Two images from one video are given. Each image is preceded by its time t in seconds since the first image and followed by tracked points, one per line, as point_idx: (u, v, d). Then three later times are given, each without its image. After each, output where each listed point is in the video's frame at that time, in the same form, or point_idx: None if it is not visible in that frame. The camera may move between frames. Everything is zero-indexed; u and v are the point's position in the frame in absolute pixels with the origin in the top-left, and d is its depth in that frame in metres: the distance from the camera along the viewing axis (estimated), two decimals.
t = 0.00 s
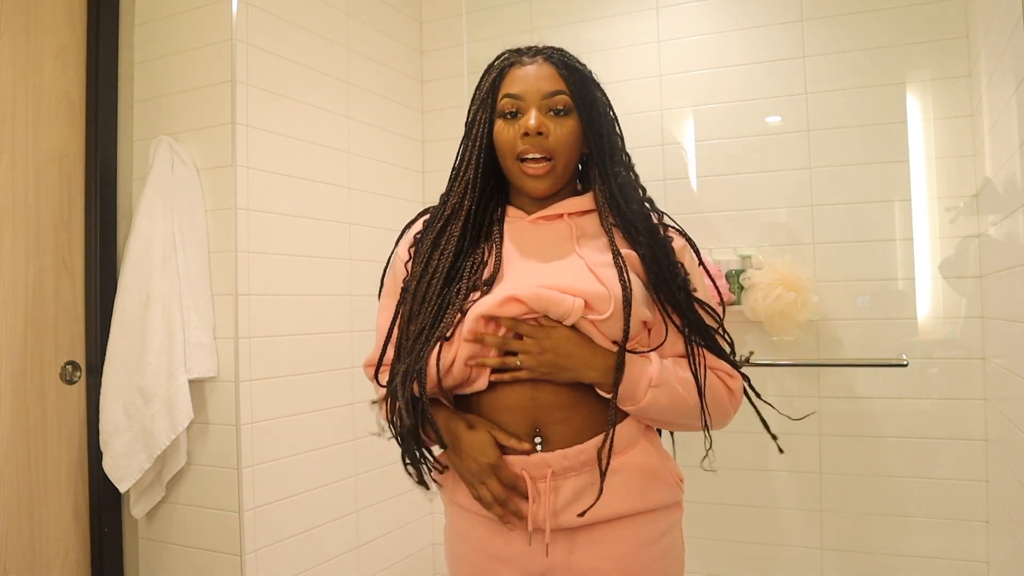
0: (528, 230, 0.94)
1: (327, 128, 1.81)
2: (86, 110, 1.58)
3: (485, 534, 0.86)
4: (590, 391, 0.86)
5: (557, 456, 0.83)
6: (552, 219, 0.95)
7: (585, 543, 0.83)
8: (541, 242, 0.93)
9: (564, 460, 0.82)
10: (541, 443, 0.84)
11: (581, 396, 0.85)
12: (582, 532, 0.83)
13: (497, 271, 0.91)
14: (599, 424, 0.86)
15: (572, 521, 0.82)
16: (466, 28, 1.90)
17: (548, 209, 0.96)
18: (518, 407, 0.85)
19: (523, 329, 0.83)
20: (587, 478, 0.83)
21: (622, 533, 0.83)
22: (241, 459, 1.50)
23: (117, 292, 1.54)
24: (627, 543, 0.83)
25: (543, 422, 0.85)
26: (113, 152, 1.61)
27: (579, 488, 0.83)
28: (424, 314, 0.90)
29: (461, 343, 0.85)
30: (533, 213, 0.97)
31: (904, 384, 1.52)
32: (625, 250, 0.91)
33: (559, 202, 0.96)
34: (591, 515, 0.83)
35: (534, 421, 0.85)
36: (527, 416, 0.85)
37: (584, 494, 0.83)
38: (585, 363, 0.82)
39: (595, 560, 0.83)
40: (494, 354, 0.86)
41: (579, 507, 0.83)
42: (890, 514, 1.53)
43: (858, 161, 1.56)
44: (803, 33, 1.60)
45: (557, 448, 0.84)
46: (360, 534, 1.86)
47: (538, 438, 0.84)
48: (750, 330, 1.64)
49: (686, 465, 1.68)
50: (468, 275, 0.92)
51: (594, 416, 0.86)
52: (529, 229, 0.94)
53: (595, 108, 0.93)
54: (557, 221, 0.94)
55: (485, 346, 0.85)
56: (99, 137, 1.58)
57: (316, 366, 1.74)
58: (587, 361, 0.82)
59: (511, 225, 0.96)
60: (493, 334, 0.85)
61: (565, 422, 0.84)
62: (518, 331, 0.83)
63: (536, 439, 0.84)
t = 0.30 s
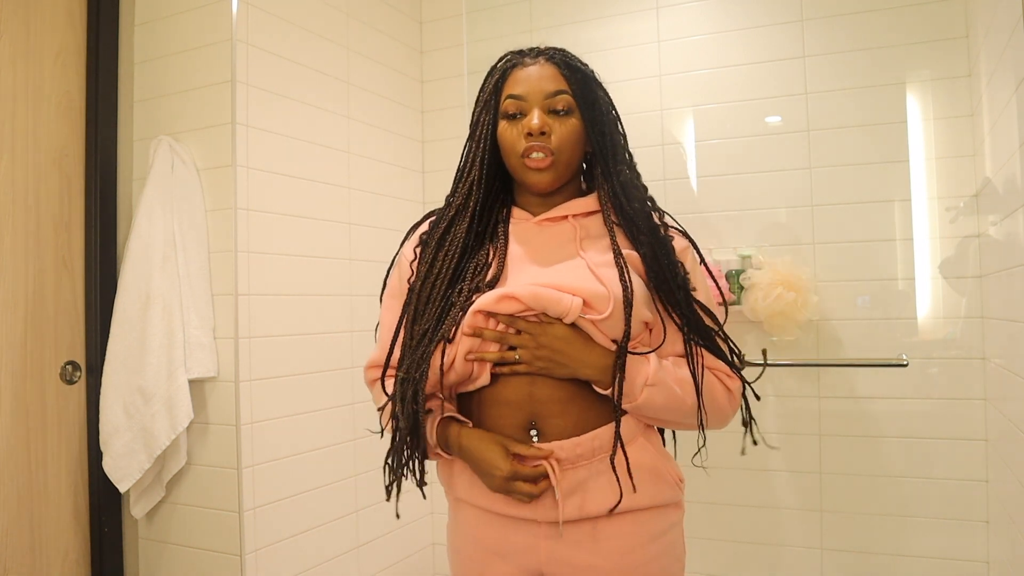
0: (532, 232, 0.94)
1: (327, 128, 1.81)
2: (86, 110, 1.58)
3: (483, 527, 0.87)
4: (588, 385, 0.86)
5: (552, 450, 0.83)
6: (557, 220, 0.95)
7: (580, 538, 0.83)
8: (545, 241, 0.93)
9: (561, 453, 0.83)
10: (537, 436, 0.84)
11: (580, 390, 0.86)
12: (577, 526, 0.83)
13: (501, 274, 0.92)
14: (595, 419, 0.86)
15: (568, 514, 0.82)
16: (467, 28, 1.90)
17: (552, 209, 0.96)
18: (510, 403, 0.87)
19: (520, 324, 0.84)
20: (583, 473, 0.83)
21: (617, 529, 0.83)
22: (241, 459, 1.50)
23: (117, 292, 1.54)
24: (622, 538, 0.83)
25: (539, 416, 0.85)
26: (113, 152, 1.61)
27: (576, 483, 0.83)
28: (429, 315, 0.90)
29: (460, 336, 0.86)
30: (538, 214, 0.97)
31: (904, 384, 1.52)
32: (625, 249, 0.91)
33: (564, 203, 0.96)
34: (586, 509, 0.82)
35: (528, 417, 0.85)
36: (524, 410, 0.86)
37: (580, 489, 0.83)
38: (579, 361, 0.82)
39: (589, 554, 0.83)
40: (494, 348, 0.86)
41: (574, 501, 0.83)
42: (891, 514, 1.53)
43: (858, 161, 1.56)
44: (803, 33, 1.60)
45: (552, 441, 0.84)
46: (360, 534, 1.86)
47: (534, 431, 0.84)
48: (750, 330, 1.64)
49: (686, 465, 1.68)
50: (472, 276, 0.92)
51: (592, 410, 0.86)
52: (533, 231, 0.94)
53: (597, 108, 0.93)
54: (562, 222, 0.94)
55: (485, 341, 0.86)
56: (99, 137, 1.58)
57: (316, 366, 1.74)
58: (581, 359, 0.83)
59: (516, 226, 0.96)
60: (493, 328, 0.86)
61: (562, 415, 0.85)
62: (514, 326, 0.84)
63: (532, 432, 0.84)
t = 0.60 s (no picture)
0: (537, 233, 0.95)
1: (327, 128, 1.81)
2: (86, 110, 1.58)
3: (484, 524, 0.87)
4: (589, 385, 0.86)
5: (550, 448, 0.83)
6: (561, 221, 0.95)
7: (579, 535, 0.83)
8: (549, 243, 0.93)
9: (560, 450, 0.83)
10: (535, 433, 0.84)
11: (581, 390, 0.86)
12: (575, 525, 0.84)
13: (503, 274, 0.91)
14: (595, 416, 0.86)
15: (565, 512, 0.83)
16: (467, 28, 1.90)
17: (557, 210, 0.96)
18: (509, 401, 0.87)
19: (518, 328, 0.84)
20: (582, 472, 0.83)
21: (615, 528, 0.83)
22: (241, 459, 1.50)
23: (117, 292, 1.54)
24: (620, 538, 0.83)
25: (537, 414, 0.85)
26: (113, 152, 1.61)
27: (573, 481, 0.83)
28: (432, 317, 0.90)
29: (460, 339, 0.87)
30: (543, 216, 0.98)
31: (904, 384, 1.52)
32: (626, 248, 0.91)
33: (568, 204, 0.96)
34: (583, 508, 0.83)
35: (527, 415, 0.85)
36: (522, 406, 0.86)
37: (578, 487, 0.83)
38: (577, 362, 0.83)
39: (587, 553, 0.83)
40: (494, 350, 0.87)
41: (571, 499, 0.83)
42: (891, 513, 1.53)
43: (858, 161, 1.56)
44: (803, 33, 1.60)
45: (551, 438, 0.84)
46: (360, 534, 1.86)
47: (532, 429, 0.84)
48: (750, 330, 1.64)
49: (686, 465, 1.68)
50: (476, 277, 0.92)
51: (592, 408, 0.86)
52: (538, 232, 0.95)
53: (598, 107, 0.93)
54: (567, 223, 0.94)
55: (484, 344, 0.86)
56: (99, 137, 1.58)
57: (315, 366, 1.74)
58: (578, 360, 0.83)
59: (521, 227, 0.97)
60: (492, 331, 0.86)
61: (562, 413, 0.85)
62: (512, 330, 0.85)
63: (530, 429, 0.85)
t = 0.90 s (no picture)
0: (540, 232, 0.95)
1: (327, 127, 1.81)
2: (86, 110, 1.57)
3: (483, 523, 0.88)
4: (587, 384, 0.86)
5: (540, 452, 0.83)
6: (564, 220, 0.95)
7: (572, 536, 0.84)
8: (550, 242, 0.93)
9: (553, 452, 0.83)
10: (526, 434, 0.84)
11: (578, 388, 0.85)
12: (568, 527, 0.84)
13: (504, 272, 0.91)
14: (593, 417, 0.86)
15: (555, 513, 0.83)
16: (467, 28, 1.90)
17: (559, 209, 0.96)
18: (509, 399, 0.87)
19: (514, 327, 0.84)
20: (573, 474, 0.83)
21: (613, 529, 0.83)
22: (241, 459, 1.50)
23: (117, 292, 1.54)
24: (612, 541, 0.83)
25: (530, 414, 0.85)
26: (113, 152, 1.61)
27: (564, 483, 0.83)
28: (434, 315, 0.91)
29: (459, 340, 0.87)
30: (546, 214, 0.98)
31: (904, 384, 1.52)
32: (626, 245, 0.91)
33: (571, 203, 0.96)
34: (574, 510, 0.83)
35: (524, 415, 0.85)
36: (514, 408, 0.86)
37: (569, 489, 0.83)
38: (573, 360, 0.82)
39: (581, 554, 0.83)
40: (493, 351, 0.88)
41: (562, 501, 0.83)
42: (891, 513, 1.53)
43: (858, 162, 1.56)
44: (803, 33, 1.60)
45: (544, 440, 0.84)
46: (360, 534, 1.86)
47: (524, 429, 0.85)
48: (750, 330, 1.64)
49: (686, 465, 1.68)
50: (479, 275, 0.92)
51: (587, 410, 0.85)
52: (542, 231, 0.95)
53: (599, 105, 0.93)
54: (570, 222, 0.94)
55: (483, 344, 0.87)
56: (99, 137, 1.58)
57: (315, 366, 1.74)
58: (574, 358, 0.83)
59: (525, 226, 0.97)
60: (490, 331, 0.87)
61: (557, 414, 0.84)
62: (508, 330, 0.85)
63: (521, 430, 0.85)
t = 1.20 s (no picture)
0: (546, 231, 0.95)
1: (327, 127, 1.81)
2: (86, 110, 1.58)
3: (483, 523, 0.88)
4: (590, 380, 0.86)
5: (528, 459, 0.83)
6: (570, 219, 0.95)
7: (564, 540, 0.83)
8: (554, 239, 0.93)
9: (544, 458, 0.82)
10: (517, 437, 0.85)
11: (582, 383, 0.86)
12: (561, 530, 0.83)
13: (509, 269, 0.92)
14: (594, 419, 0.85)
15: (544, 518, 0.83)
16: (467, 28, 1.90)
17: (566, 208, 0.96)
18: (511, 398, 0.87)
19: (516, 323, 0.85)
20: (564, 480, 0.83)
21: (604, 534, 0.82)
22: (241, 459, 1.50)
23: (117, 292, 1.54)
24: (602, 547, 0.82)
25: (523, 417, 0.86)
26: (113, 151, 1.61)
27: (553, 488, 0.83)
28: (439, 314, 0.91)
29: (463, 336, 0.88)
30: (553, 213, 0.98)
31: (904, 384, 1.52)
32: (631, 241, 0.91)
33: (578, 201, 0.96)
34: (562, 514, 0.82)
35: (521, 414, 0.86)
36: (509, 410, 0.87)
37: (558, 494, 0.83)
38: (574, 354, 0.83)
39: (573, 558, 0.82)
40: (498, 347, 0.88)
41: (551, 506, 0.83)
42: (891, 514, 1.53)
43: (858, 162, 1.56)
44: (803, 33, 1.60)
45: (542, 442, 0.84)
46: (360, 535, 1.86)
47: (515, 432, 0.86)
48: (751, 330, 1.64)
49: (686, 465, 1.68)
50: (484, 272, 0.93)
51: (579, 414, 0.85)
52: (548, 230, 0.95)
53: (605, 105, 0.93)
54: (576, 220, 0.94)
55: (486, 341, 0.88)
56: (99, 137, 1.58)
57: (315, 366, 1.74)
58: (576, 352, 0.83)
59: (531, 226, 0.97)
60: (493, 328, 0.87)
61: (556, 414, 0.85)
62: (512, 326, 0.86)
63: (513, 433, 0.86)
